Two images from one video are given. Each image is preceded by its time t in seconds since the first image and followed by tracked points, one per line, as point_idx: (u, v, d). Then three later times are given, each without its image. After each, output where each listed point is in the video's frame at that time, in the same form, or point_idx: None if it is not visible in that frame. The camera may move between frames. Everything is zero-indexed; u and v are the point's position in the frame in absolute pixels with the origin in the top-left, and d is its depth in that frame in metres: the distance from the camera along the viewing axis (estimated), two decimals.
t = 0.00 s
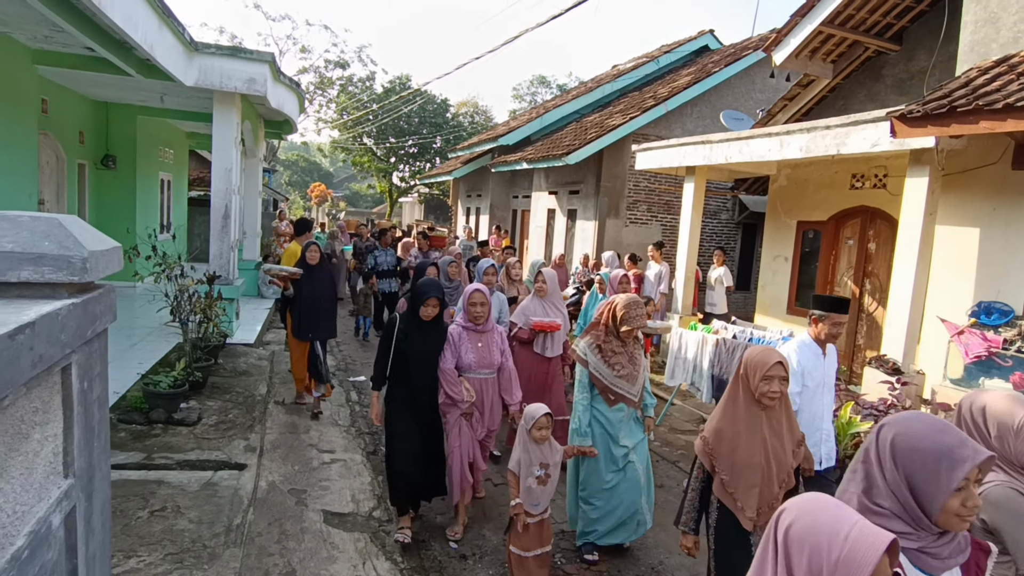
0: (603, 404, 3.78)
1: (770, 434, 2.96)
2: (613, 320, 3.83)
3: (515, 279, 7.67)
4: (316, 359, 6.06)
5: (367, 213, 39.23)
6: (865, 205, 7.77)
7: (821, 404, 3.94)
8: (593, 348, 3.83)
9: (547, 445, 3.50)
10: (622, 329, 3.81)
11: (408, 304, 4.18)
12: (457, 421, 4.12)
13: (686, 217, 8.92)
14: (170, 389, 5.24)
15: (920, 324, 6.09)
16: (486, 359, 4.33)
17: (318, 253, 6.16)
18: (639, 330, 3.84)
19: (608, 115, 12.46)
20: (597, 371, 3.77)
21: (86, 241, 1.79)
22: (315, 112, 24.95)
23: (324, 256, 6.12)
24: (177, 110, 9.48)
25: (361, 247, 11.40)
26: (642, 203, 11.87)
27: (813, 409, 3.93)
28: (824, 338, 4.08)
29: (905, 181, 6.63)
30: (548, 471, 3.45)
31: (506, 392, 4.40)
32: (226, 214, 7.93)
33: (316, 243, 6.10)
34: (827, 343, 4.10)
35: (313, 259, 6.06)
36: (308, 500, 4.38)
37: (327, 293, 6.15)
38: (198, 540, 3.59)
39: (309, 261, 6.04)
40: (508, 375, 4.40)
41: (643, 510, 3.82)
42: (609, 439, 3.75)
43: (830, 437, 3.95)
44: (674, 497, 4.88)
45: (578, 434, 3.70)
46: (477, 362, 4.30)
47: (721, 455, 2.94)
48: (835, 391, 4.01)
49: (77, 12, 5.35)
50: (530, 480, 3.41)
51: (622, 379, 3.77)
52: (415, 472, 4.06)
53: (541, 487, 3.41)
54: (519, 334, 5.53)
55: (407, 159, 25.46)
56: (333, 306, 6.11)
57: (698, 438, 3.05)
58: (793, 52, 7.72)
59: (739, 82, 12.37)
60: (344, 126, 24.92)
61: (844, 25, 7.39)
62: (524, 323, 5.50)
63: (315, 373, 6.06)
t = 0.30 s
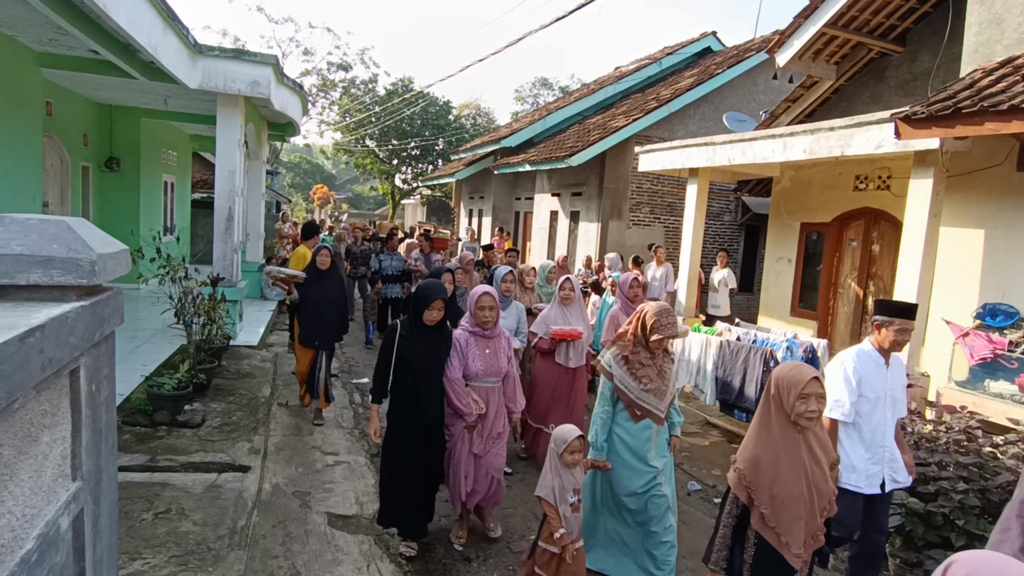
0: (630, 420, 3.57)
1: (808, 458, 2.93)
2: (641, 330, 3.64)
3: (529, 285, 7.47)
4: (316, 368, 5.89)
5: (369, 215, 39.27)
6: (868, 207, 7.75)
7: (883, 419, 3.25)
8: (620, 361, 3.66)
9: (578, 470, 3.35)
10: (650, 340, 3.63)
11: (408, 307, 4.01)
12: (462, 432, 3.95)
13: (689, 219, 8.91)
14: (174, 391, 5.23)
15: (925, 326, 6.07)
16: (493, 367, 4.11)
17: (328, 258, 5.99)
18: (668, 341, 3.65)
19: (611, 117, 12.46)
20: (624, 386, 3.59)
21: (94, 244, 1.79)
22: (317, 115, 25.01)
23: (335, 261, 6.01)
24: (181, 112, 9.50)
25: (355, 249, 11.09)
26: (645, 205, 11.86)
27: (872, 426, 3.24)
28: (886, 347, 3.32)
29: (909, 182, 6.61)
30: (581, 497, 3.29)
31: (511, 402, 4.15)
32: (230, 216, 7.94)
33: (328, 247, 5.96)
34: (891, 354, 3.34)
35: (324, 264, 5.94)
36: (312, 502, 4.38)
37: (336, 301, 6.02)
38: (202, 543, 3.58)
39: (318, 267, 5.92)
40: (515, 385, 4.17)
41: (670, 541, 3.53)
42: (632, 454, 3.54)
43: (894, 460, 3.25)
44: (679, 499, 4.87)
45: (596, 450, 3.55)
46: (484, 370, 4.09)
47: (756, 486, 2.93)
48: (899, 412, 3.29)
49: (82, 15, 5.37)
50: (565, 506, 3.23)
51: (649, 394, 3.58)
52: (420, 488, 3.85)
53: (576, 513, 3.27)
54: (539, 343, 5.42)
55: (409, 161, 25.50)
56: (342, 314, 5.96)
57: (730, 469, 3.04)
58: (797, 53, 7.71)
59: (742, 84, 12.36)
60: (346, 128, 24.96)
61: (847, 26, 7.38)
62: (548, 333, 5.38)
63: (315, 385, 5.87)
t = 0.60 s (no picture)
0: (676, 435, 3.40)
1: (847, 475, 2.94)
2: (687, 338, 3.50)
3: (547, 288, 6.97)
4: (325, 378, 5.68)
5: (373, 218, 39.36)
6: (874, 209, 7.73)
7: (939, 443, 3.14)
8: (665, 370, 3.51)
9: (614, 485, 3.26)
10: (695, 349, 3.49)
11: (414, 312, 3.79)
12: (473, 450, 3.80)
13: (694, 221, 8.90)
14: (180, 393, 5.26)
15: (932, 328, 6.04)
16: (510, 385, 3.91)
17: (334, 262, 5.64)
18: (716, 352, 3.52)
19: (616, 119, 12.46)
20: (670, 399, 3.41)
21: (105, 248, 1.81)
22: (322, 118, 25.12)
23: (342, 266, 5.65)
24: (187, 116, 9.56)
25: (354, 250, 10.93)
26: (649, 207, 11.86)
27: (927, 451, 3.14)
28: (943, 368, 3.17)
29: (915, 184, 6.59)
30: (615, 510, 3.24)
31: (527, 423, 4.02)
32: (235, 219, 7.98)
33: (335, 251, 5.58)
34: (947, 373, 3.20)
35: (331, 270, 5.59)
36: (318, 504, 4.39)
37: (344, 307, 5.69)
38: (208, 545, 3.59)
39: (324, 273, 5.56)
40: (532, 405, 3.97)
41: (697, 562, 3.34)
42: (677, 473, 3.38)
43: (949, 485, 3.16)
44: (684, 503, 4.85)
45: (635, 466, 3.41)
46: (500, 388, 3.88)
47: (804, 510, 2.86)
48: (957, 434, 3.20)
49: (90, 20, 5.42)
50: (599, 522, 3.17)
51: (697, 407, 3.41)
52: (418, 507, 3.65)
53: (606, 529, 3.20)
54: (561, 350, 5.11)
55: (414, 164, 25.57)
56: (350, 321, 5.68)
57: (771, 493, 2.97)
58: (801, 56, 7.69)
59: (747, 86, 12.35)
60: (351, 131, 25.05)
61: (852, 29, 7.37)
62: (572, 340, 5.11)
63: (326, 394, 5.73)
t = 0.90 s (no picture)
0: (708, 449, 3.25)
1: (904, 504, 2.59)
2: (724, 350, 3.30)
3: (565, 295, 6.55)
4: (334, 387, 5.55)
5: (381, 220, 39.48)
6: (884, 210, 7.68)
7: None
8: (700, 382, 3.31)
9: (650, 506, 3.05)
10: (733, 361, 3.29)
11: (425, 322, 3.35)
12: (503, 469, 3.54)
13: (701, 223, 8.89)
14: (190, 394, 5.30)
15: (942, 331, 6.00)
16: (540, 394, 3.71)
17: (332, 267, 5.46)
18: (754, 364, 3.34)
19: (624, 121, 12.45)
20: (705, 413, 3.25)
21: (117, 251, 1.83)
22: (331, 121, 25.27)
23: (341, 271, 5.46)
24: (197, 119, 9.64)
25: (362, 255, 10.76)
26: (657, 209, 11.85)
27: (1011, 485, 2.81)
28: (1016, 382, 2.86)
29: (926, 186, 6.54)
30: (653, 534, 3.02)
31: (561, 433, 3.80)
32: (245, 222, 8.03)
33: (332, 257, 5.38)
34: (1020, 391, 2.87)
35: (329, 276, 5.39)
36: (326, 506, 4.40)
37: (343, 314, 5.48)
38: (218, 545, 3.62)
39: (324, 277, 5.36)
40: (563, 416, 3.82)
41: None
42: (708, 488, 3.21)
43: None
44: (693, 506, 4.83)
45: (664, 481, 3.23)
46: (530, 397, 3.67)
47: (856, 540, 2.55)
48: None
49: (102, 25, 5.47)
50: (634, 547, 2.97)
51: (732, 422, 3.24)
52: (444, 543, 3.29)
53: (644, 556, 2.96)
54: (583, 369, 4.59)
55: (422, 167, 25.66)
56: (351, 328, 5.48)
57: (816, 517, 2.64)
58: (810, 57, 7.67)
59: (755, 88, 12.31)
60: (359, 134, 25.19)
61: (861, 30, 7.33)
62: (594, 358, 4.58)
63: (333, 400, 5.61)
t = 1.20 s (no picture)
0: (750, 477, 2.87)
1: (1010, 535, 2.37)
2: (758, 363, 2.96)
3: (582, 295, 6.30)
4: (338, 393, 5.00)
5: (389, 220, 39.60)
6: (894, 210, 7.61)
7: None
8: (733, 402, 2.94)
9: (684, 524, 2.86)
10: (769, 376, 2.94)
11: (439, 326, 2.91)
12: (525, 492, 3.08)
13: (709, 223, 8.85)
14: (199, 394, 5.34)
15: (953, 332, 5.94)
16: (563, 411, 3.26)
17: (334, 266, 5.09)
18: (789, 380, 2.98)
19: (631, 121, 12.43)
20: (744, 436, 2.87)
21: (125, 251, 1.84)
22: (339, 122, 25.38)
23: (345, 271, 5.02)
24: (206, 121, 9.71)
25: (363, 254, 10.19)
26: (665, 210, 11.81)
27: None
28: None
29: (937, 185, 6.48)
30: (682, 555, 2.82)
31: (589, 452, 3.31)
32: (253, 222, 8.07)
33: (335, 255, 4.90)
34: None
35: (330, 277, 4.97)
36: (333, 505, 4.42)
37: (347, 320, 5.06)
38: (226, 544, 3.65)
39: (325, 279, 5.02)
40: (589, 434, 3.34)
41: None
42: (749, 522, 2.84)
43: None
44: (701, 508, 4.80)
45: (701, 516, 2.83)
46: (552, 414, 3.23)
47: (957, 572, 2.31)
48: None
49: (112, 27, 5.52)
50: (657, 565, 2.80)
51: (774, 444, 2.86)
52: (476, 568, 2.96)
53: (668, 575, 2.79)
54: (604, 372, 4.45)
55: (429, 167, 25.71)
56: (356, 331, 5.09)
57: (911, 545, 2.40)
58: (819, 56, 7.62)
59: (763, 87, 12.25)
60: (367, 135, 25.29)
61: (871, 28, 7.27)
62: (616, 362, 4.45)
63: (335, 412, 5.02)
